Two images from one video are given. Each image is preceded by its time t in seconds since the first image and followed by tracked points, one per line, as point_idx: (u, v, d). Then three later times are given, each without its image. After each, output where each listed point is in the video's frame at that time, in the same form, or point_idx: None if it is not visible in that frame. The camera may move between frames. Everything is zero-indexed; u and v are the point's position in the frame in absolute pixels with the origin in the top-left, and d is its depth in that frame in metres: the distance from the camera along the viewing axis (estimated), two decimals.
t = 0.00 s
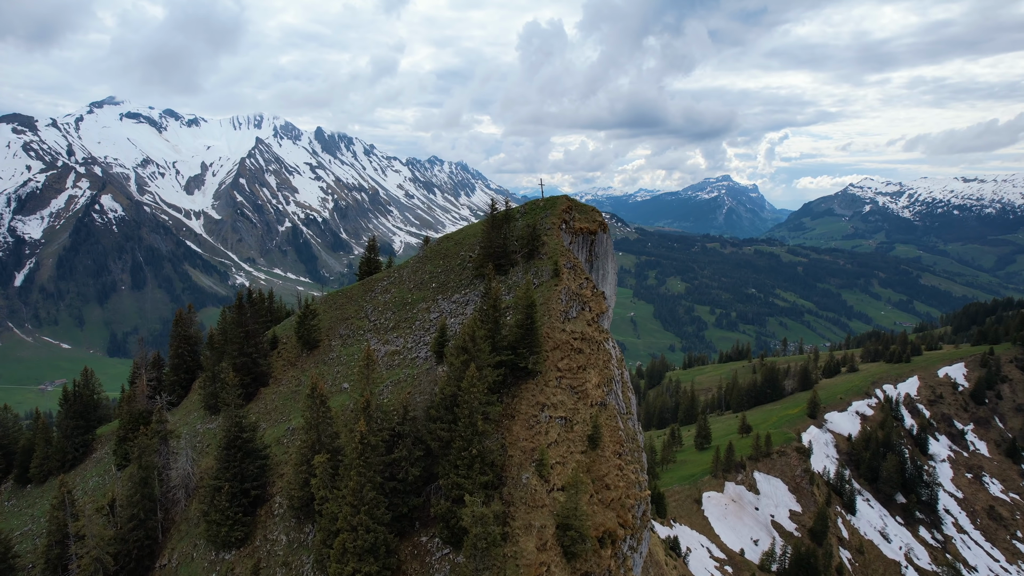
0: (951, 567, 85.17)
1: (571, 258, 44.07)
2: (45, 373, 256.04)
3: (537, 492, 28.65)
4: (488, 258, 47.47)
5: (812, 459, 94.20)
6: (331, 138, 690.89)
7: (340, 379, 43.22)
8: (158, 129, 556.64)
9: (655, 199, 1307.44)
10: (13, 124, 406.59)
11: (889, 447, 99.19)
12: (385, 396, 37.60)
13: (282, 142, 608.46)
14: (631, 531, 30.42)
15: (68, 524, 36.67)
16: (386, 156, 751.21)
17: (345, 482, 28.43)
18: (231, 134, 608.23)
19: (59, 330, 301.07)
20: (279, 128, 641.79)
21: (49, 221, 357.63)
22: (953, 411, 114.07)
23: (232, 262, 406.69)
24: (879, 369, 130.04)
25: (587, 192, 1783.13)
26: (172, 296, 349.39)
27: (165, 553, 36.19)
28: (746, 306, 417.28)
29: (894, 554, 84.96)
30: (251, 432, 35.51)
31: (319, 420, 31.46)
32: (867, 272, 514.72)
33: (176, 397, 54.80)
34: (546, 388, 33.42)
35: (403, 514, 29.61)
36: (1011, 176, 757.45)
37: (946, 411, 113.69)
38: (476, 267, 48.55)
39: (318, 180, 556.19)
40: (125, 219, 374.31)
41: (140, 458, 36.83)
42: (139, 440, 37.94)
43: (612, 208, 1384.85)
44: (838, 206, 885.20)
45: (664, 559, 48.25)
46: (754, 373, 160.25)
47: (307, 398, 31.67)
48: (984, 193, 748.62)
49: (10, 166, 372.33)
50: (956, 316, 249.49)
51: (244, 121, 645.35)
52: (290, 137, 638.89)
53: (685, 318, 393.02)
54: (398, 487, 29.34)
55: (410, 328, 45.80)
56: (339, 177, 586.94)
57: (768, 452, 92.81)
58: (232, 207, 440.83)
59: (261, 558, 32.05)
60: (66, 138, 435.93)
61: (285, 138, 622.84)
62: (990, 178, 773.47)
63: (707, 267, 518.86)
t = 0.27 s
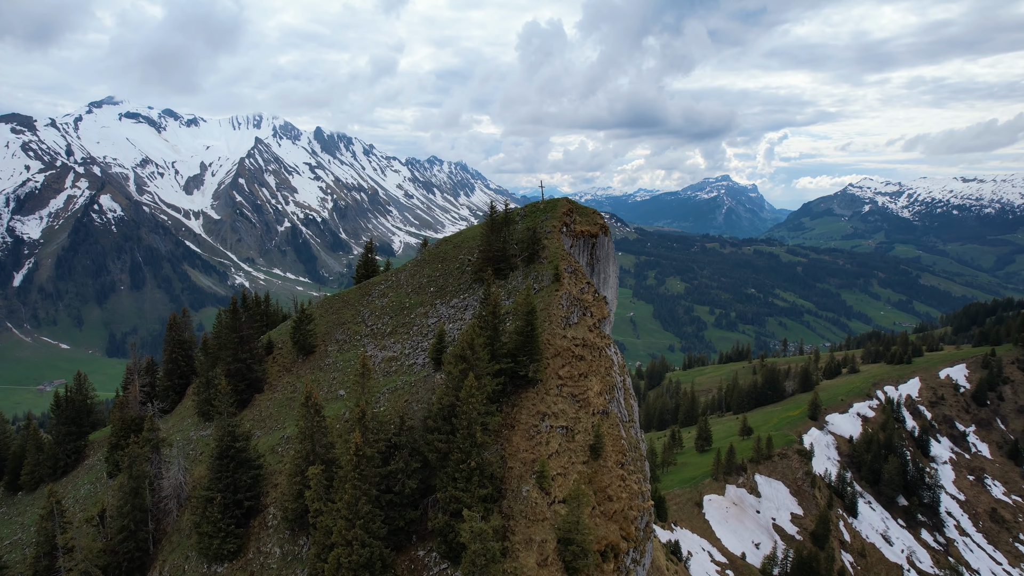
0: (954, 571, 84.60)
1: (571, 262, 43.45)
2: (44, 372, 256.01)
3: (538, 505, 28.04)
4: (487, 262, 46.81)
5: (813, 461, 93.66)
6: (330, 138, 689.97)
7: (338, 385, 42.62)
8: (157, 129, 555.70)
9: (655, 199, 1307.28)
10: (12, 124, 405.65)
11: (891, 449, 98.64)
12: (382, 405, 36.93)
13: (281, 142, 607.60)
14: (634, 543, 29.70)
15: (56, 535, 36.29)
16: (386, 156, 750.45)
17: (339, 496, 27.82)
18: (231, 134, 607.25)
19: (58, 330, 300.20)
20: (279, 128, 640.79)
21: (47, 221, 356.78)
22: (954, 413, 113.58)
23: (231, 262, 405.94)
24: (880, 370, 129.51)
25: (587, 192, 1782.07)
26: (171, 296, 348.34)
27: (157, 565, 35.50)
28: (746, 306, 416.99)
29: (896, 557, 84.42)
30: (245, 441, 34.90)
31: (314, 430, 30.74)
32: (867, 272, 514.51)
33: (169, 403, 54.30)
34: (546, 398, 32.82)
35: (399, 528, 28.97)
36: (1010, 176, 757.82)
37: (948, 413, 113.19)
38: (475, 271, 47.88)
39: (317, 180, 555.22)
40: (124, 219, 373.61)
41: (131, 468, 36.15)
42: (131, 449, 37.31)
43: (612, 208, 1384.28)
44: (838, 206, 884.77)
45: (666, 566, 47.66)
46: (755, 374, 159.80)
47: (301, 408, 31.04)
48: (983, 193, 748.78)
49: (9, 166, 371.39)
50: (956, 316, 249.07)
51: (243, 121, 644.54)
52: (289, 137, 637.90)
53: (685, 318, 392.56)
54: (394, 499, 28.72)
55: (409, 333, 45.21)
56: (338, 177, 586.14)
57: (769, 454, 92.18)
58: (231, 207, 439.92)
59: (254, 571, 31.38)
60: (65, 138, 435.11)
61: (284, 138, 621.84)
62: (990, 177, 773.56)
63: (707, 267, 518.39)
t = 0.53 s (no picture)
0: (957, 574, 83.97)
1: (573, 266, 42.85)
2: (44, 373, 255.54)
3: (539, 519, 27.43)
4: (486, 266, 46.15)
5: (815, 464, 93.16)
6: (330, 138, 689.03)
7: (335, 392, 42.00)
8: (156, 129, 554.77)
9: (654, 199, 1306.91)
10: (11, 124, 404.52)
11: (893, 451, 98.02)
12: (378, 413, 36.34)
13: (281, 142, 606.72)
14: (638, 557, 29.06)
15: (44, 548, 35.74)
16: (385, 156, 749.69)
17: (334, 509, 27.23)
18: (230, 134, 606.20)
19: (57, 330, 299.11)
20: (278, 128, 639.87)
21: (47, 221, 355.91)
22: (956, 414, 113.11)
23: (231, 262, 405.17)
24: (882, 372, 128.90)
25: (586, 193, 1781.89)
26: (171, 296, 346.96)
27: None
28: (746, 306, 416.50)
29: (898, 561, 83.84)
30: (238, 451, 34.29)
31: (307, 439, 30.13)
32: (867, 272, 514.35)
33: (163, 410, 53.86)
34: (547, 407, 32.23)
35: (396, 542, 28.36)
36: (1010, 176, 758.30)
37: (949, 415, 112.67)
38: (474, 276, 47.24)
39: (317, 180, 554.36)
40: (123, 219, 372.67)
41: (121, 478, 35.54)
42: (122, 458, 36.73)
43: (612, 208, 1383.53)
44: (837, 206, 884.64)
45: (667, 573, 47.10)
46: (755, 376, 159.23)
47: (295, 418, 30.48)
48: (983, 193, 748.74)
49: (8, 166, 370.33)
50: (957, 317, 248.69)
51: (243, 121, 643.63)
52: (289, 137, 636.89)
53: (685, 318, 392.03)
54: (391, 513, 28.09)
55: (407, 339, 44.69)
56: (338, 177, 585.29)
57: (771, 457, 91.51)
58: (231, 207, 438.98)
59: None
60: (65, 138, 434.17)
61: (284, 138, 620.94)
62: (989, 178, 773.91)
63: (707, 267, 517.91)
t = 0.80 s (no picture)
0: None
1: (574, 271, 42.19)
2: (43, 373, 254.72)
3: (540, 534, 26.83)
4: (486, 270, 45.44)
5: (817, 467, 92.47)
6: (330, 137, 688.19)
7: (333, 400, 41.42)
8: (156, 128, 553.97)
9: (654, 199, 1306.20)
10: (10, 124, 403.65)
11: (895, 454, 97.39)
12: (375, 422, 35.69)
13: (280, 142, 605.89)
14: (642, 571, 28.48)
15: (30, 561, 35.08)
16: (385, 156, 748.93)
17: (328, 523, 26.63)
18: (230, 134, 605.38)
19: (57, 330, 298.18)
20: (278, 128, 639.13)
21: (46, 221, 355.17)
22: (958, 416, 112.49)
23: (230, 262, 404.43)
24: (883, 373, 128.27)
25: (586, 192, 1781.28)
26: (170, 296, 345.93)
27: None
28: (746, 306, 415.98)
29: (901, 564, 83.23)
30: (231, 460, 33.64)
31: (302, 450, 29.51)
32: (868, 272, 513.80)
33: (157, 415, 53.35)
34: (549, 416, 31.60)
35: (393, 557, 27.72)
36: (1010, 176, 757.93)
37: (952, 416, 112.04)
38: (474, 280, 46.59)
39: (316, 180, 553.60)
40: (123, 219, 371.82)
41: (111, 489, 34.89)
42: (113, 468, 36.10)
43: (611, 208, 1382.37)
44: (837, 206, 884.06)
45: None
46: (756, 377, 158.52)
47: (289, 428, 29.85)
48: (983, 193, 748.31)
49: (8, 166, 369.45)
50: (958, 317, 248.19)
51: (243, 121, 642.92)
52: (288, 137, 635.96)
53: (685, 318, 391.45)
54: (388, 527, 27.47)
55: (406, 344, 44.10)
56: (338, 177, 584.48)
57: (773, 459, 90.80)
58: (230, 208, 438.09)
59: None
60: (64, 138, 433.42)
61: (283, 138, 620.12)
62: (990, 177, 773.20)
63: (707, 267, 517.26)
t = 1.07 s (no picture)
0: None
1: (576, 275, 41.71)
2: (42, 373, 253.83)
3: (541, 549, 26.16)
4: (486, 274, 44.82)
5: (819, 469, 91.86)
6: (329, 137, 687.45)
7: (330, 407, 40.76)
8: (156, 129, 553.22)
9: (654, 199, 1305.56)
10: (10, 124, 402.88)
11: (897, 456, 96.87)
12: (372, 431, 35.06)
13: (280, 142, 605.42)
14: None
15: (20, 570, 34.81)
16: (385, 156, 748.33)
17: (323, 537, 26.04)
18: (230, 134, 604.55)
19: (56, 330, 297.36)
20: (278, 128, 638.50)
21: (46, 221, 354.28)
22: (961, 418, 111.85)
23: (230, 262, 403.77)
24: (885, 374, 127.69)
25: (585, 193, 1781.45)
26: (170, 296, 344.74)
27: None
28: (746, 306, 415.53)
29: (904, 567, 82.68)
30: (224, 470, 33.11)
31: (296, 460, 28.98)
32: (867, 272, 513.59)
33: (151, 421, 53.05)
34: (550, 426, 30.97)
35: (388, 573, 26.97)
36: (1010, 176, 758.18)
37: (954, 418, 111.36)
38: (473, 284, 45.97)
39: (316, 180, 553.32)
40: (123, 219, 371.25)
41: (100, 500, 34.26)
42: (103, 477, 35.52)
43: (611, 208, 1381.88)
44: (837, 206, 884.05)
45: None
46: (757, 378, 158.07)
47: (283, 437, 29.28)
48: (983, 193, 748.06)
49: (8, 166, 368.57)
50: (958, 318, 247.90)
51: (242, 121, 642.11)
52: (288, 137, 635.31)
53: (685, 318, 391.08)
54: (384, 541, 26.89)
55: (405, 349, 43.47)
56: (337, 177, 583.71)
57: (774, 462, 90.17)
58: (230, 207, 437.59)
59: None
60: (64, 138, 432.55)
61: (283, 138, 619.49)
62: (989, 178, 773.14)
63: (707, 267, 516.82)
